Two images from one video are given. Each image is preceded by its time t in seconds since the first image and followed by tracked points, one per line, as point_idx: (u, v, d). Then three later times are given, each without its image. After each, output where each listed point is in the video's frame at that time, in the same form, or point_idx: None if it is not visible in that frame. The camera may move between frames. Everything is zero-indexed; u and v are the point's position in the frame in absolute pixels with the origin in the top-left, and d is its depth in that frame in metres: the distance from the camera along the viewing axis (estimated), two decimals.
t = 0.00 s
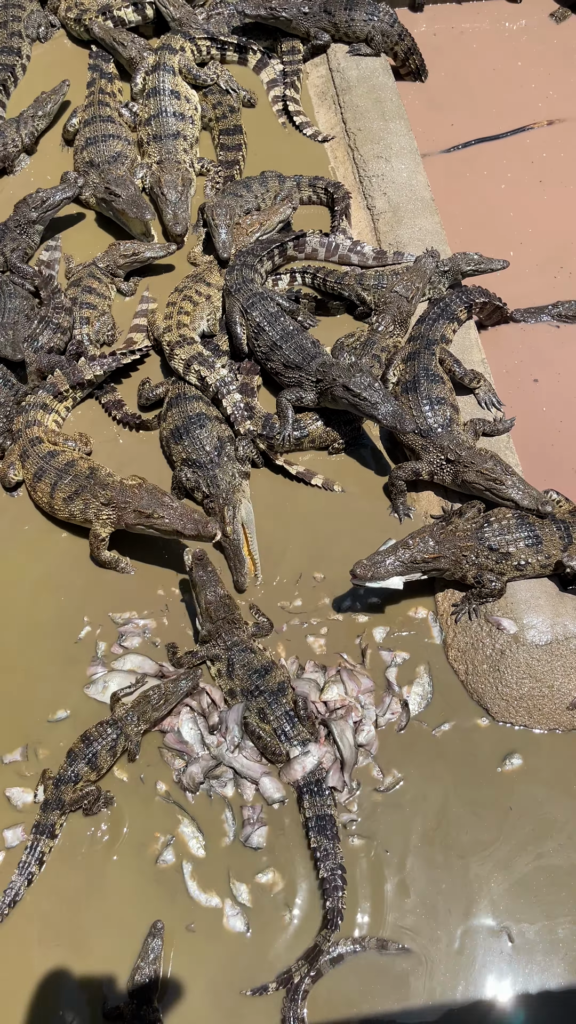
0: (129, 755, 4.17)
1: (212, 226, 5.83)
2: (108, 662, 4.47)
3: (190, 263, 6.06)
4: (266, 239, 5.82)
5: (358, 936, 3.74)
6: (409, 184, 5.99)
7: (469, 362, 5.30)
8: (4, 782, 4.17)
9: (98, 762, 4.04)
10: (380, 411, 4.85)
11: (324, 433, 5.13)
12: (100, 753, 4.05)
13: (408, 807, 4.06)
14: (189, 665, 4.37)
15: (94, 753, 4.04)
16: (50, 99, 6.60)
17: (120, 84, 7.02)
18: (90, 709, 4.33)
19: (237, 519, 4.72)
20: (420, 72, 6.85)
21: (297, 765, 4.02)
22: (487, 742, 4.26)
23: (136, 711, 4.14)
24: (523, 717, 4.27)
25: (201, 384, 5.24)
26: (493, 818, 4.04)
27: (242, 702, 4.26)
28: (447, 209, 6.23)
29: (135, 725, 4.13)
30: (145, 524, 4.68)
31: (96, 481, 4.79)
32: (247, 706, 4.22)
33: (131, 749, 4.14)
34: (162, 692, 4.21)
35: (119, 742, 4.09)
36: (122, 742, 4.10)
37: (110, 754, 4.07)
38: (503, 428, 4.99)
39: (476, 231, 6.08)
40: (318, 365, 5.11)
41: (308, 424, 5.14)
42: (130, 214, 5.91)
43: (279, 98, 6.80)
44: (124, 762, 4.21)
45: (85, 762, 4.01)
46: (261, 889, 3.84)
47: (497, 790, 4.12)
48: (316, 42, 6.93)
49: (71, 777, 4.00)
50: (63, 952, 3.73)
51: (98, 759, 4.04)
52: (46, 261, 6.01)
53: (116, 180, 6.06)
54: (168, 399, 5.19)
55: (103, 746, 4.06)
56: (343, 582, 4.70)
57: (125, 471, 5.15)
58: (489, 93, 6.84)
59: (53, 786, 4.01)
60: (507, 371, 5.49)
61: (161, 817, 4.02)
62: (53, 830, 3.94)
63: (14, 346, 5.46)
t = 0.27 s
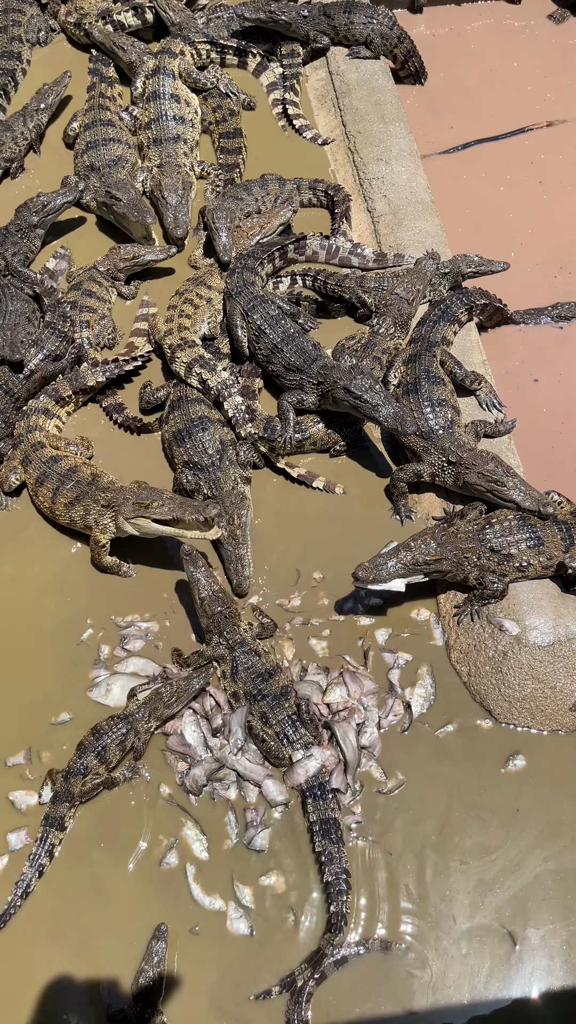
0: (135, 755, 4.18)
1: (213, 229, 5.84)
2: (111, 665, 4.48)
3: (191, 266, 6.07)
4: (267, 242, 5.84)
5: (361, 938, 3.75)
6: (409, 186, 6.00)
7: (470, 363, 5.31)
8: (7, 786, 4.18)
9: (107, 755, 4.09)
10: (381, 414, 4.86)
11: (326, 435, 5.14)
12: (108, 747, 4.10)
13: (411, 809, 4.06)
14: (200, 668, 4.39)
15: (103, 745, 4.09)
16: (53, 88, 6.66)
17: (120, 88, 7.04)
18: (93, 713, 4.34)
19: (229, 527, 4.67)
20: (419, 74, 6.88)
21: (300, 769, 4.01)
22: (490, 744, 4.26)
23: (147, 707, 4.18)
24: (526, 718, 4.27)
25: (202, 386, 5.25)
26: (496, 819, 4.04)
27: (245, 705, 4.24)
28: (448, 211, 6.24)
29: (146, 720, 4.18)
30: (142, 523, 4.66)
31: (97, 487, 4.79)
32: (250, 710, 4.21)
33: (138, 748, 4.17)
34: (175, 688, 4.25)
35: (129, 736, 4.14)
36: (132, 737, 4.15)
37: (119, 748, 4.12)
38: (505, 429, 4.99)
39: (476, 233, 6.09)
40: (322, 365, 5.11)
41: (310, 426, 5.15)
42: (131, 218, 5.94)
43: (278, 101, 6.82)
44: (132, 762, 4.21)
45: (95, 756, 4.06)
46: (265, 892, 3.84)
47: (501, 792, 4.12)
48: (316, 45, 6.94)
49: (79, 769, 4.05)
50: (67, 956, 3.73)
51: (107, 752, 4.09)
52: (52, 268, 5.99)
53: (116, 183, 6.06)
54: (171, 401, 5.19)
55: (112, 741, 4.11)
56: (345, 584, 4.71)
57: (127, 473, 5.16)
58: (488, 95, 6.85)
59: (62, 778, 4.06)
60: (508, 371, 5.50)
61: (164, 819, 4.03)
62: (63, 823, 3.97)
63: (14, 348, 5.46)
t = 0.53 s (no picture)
0: (143, 751, 4.21)
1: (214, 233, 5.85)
2: (113, 669, 4.49)
3: (192, 271, 6.08)
4: (268, 247, 5.85)
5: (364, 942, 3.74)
6: (409, 190, 6.01)
7: (470, 366, 5.31)
8: (9, 790, 4.17)
9: (119, 749, 4.10)
10: (383, 418, 4.87)
11: (328, 438, 5.13)
12: (121, 741, 4.11)
13: (413, 812, 4.06)
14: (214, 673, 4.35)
15: (115, 740, 4.11)
16: (60, 86, 6.76)
17: (120, 92, 7.06)
18: (95, 717, 4.34)
19: (232, 535, 4.69)
20: (419, 78, 6.91)
21: (302, 772, 4.02)
22: (492, 747, 4.26)
23: (160, 702, 4.22)
24: (528, 721, 4.28)
25: (206, 390, 5.23)
26: (499, 822, 4.04)
27: (247, 709, 4.25)
28: (448, 215, 6.25)
29: (157, 714, 4.20)
30: (146, 525, 4.70)
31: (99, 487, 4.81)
32: (253, 715, 4.21)
33: (148, 743, 4.18)
34: (187, 684, 4.27)
35: (140, 730, 4.16)
36: (144, 731, 4.17)
37: (130, 743, 4.14)
38: (506, 431, 5.00)
39: (477, 236, 6.10)
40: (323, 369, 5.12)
41: (311, 430, 5.16)
42: (132, 223, 5.96)
43: (278, 105, 6.84)
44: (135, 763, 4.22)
45: (106, 749, 4.07)
46: (268, 895, 3.84)
47: (503, 795, 4.12)
48: (315, 49, 6.96)
49: (90, 762, 4.05)
50: (70, 960, 3.71)
51: (118, 747, 4.10)
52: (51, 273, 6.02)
53: (117, 188, 6.08)
54: (173, 405, 5.21)
55: (124, 735, 4.13)
56: (347, 588, 4.71)
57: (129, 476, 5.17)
58: (488, 99, 6.87)
59: (73, 771, 4.06)
60: (509, 374, 5.51)
61: (167, 823, 4.03)
62: (71, 815, 4.00)
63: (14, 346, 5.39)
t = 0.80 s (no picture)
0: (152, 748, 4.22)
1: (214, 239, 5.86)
2: (114, 673, 4.49)
3: (193, 275, 6.09)
4: (268, 252, 5.86)
5: (366, 946, 3.73)
6: (409, 194, 6.02)
7: (471, 369, 5.31)
8: (10, 794, 4.17)
9: (131, 747, 4.11)
10: (383, 422, 4.88)
11: (329, 443, 5.15)
12: (133, 739, 4.12)
13: (415, 816, 4.05)
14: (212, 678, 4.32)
15: (127, 738, 4.12)
16: (72, 86, 6.83)
17: (120, 98, 7.09)
18: (97, 722, 4.34)
19: (226, 548, 4.67)
20: (419, 82, 6.94)
21: (304, 776, 4.03)
22: (494, 750, 4.25)
23: (171, 699, 4.23)
24: (530, 724, 4.27)
25: (206, 395, 5.24)
26: (501, 826, 4.03)
27: (249, 713, 4.27)
28: (448, 218, 6.26)
29: (168, 712, 4.21)
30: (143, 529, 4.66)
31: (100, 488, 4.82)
32: (254, 718, 4.23)
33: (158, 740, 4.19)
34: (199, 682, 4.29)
35: (151, 728, 4.17)
36: (155, 728, 4.18)
37: (142, 741, 4.15)
38: (506, 433, 5.03)
39: (477, 240, 6.10)
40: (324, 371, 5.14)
41: (312, 434, 5.17)
42: (132, 227, 5.96)
43: (278, 110, 6.86)
44: (137, 767, 4.21)
45: (118, 747, 4.08)
46: (270, 900, 3.84)
47: (505, 798, 4.11)
48: (315, 53, 6.97)
49: (101, 761, 4.05)
50: (71, 964, 3.71)
51: (130, 744, 4.11)
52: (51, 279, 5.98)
53: (118, 193, 6.09)
54: (175, 411, 5.21)
55: (135, 732, 4.14)
56: (348, 591, 4.71)
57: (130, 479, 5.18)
58: (488, 102, 6.88)
59: (83, 767, 4.07)
60: (509, 377, 5.52)
61: (169, 827, 4.03)
62: (76, 809, 4.00)
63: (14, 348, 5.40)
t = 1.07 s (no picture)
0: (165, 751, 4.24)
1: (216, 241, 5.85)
2: (117, 677, 4.49)
3: (195, 278, 6.10)
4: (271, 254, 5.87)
5: (370, 949, 3.73)
6: (411, 197, 6.03)
7: (474, 372, 5.32)
8: (14, 798, 4.16)
9: (143, 749, 4.12)
10: (386, 424, 4.87)
11: (330, 445, 5.13)
12: (145, 740, 4.14)
13: (418, 819, 4.05)
14: (214, 682, 4.28)
15: (139, 740, 4.13)
16: (75, 90, 6.85)
17: (123, 102, 7.10)
18: (100, 726, 4.35)
19: (229, 550, 4.66)
20: (420, 85, 6.95)
21: (307, 780, 4.02)
22: (496, 752, 4.25)
23: (181, 701, 4.24)
24: (533, 726, 4.26)
25: (207, 399, 5.24)
26: (504, 829, 4.03)
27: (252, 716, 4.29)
28: (450, 221, 6.26)
29: (180, 713, 4.23)
30: (146, 533, 4.68)
31: (103, 491, 4.83)
32: (258, 722, 4.24)
33: (172, 743, 4.18)
34: (209, 685, 4.27)
35: (163, 729, 4.19)
36: (167, 729, 4.20)
37: (154, 742, 4.17)
38: (509, 437, 5.01)
39: (479, 242, 6.11)
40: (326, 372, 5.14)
41: (314, 436, 5.15)
42: (135, 231, 5.97)
43: (280, 114, 6.87)
44: (140, 770, 4.21)
45: (129, 748, 4.09)
46: (274, 903, 3.83)
47: (509, 800, 4.11)
48: (317, 57, 6.97)
49: (112, 761, 4.06)
50: (74, 968, 3.70)
51: (141, 746, 4.12)
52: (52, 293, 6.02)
53: (120, 197, 6.09)
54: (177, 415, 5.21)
55: (147, 734, 4.15)
56: (351, 594, 4.71)
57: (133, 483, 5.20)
58: (488, 105, 6.89)
59: (93, 767, 4.08)
60: (512, 380, 5.52)
61: (171, 830, 4.02)
62: (83, 806, 4.00)
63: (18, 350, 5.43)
